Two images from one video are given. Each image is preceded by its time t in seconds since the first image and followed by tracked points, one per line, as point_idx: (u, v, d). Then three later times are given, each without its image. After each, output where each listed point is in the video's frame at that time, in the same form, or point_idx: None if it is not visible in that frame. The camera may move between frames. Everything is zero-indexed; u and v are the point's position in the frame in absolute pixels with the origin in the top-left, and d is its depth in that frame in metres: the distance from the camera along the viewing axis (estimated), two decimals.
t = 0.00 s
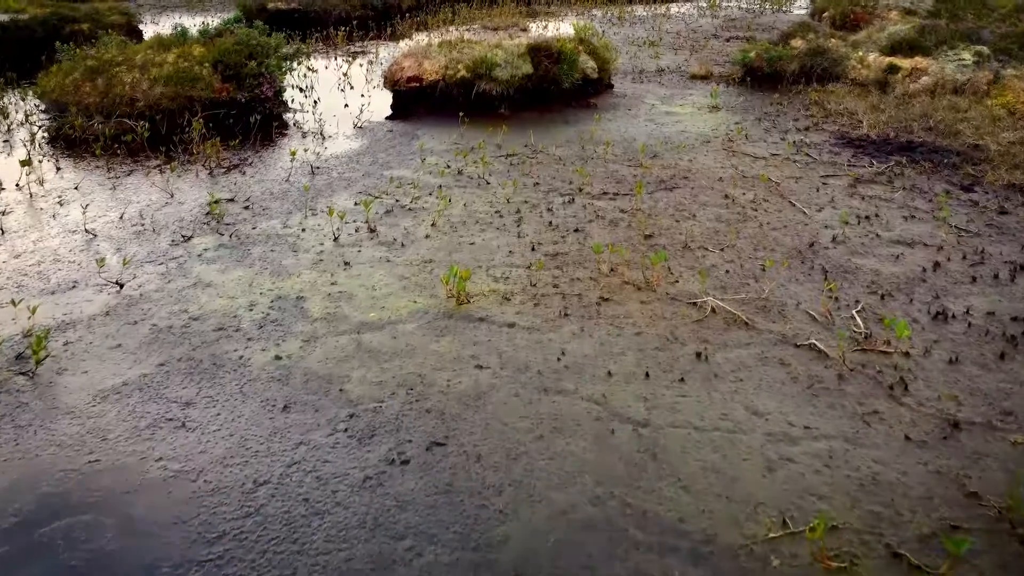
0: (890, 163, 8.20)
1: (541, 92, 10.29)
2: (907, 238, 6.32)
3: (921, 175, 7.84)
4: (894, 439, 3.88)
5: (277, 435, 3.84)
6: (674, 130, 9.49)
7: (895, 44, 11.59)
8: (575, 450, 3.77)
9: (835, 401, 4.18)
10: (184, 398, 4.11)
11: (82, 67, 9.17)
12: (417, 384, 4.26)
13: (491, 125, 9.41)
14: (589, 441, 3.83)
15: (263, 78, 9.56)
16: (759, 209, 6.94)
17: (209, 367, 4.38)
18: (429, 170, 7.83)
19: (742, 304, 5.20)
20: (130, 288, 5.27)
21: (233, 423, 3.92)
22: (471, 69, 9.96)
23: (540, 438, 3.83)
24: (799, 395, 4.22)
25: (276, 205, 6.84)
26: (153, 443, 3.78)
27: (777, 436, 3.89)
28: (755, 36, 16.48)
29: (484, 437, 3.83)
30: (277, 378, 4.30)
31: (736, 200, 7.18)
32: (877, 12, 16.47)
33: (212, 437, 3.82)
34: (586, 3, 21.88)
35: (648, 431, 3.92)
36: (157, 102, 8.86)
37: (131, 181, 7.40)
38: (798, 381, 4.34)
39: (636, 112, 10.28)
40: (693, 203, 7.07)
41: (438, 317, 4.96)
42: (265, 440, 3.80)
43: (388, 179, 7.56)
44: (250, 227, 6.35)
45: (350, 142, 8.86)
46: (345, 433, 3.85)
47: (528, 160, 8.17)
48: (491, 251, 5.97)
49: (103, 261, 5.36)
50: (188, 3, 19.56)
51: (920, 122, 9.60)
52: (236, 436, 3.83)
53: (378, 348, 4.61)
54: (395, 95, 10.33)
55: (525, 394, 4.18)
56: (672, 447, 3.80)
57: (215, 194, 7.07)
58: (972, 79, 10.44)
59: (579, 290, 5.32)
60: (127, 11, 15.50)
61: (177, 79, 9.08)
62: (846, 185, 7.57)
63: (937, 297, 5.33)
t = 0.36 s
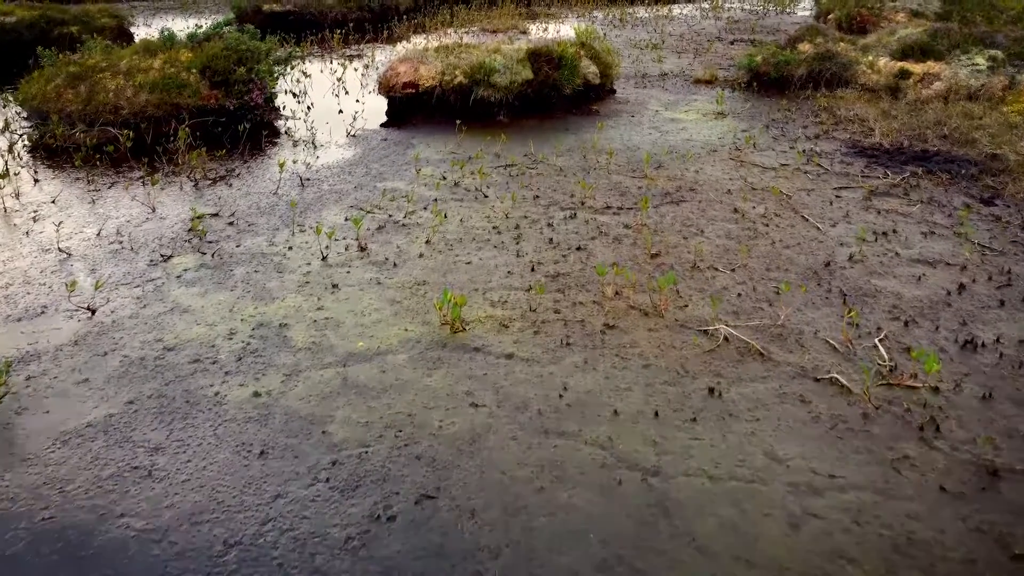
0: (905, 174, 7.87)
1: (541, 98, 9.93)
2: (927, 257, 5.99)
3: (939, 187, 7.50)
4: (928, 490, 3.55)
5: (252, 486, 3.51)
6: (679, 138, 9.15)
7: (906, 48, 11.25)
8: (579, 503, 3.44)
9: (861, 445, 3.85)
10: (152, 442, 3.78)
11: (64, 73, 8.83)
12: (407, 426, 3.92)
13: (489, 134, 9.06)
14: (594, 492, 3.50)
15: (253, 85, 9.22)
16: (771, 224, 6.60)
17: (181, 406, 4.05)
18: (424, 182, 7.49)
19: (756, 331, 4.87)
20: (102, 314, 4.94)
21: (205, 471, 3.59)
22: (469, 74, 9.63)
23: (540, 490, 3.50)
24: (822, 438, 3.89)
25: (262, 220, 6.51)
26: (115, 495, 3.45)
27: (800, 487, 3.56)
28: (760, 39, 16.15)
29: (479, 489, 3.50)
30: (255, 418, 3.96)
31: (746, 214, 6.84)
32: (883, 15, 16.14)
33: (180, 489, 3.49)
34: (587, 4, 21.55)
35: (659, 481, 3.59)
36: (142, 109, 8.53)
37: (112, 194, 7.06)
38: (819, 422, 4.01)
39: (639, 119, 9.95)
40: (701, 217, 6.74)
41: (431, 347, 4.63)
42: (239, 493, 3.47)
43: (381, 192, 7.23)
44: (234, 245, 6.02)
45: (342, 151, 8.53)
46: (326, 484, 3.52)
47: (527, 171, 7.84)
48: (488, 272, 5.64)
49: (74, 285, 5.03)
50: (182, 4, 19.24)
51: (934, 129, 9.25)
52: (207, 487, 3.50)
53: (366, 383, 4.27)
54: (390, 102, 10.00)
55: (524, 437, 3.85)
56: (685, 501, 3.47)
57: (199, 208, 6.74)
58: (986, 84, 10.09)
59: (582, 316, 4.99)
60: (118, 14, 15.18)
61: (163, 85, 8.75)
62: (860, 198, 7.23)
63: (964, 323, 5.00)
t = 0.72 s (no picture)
0: (922, 187, 7.53)
1: (541, 106, 9.58)
2: (951, 279, 5.64)
3: (958, 201, 7.16)
4: (968, 556, 3.21)
5: (219, 552, 3.17)
6: (684, 148, 8.81)
7: (918, 54, 10.91)
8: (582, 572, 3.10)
9: (891, 500, 3.51)
10: (112, 498, 3.44)
11: (44, 81, 8.47)
12: (393, 478, 3.58)
13: (487, 144, 8.72)
14: (599, 559, 3.16)
15: (241, 93, 8.89)
16: (783, 242, 6.26)
17: (146, 454, 3.71)
18: (418, 196, 7.15)
19: (771, 365, 4.52)
20: (68, 346, 4.61)
21: (168, 534, 3.25)
22: (466, 82, 9.29)
23: (539, 557, 3.16)
24: (848, 492, 3.55)
25: (245, 239, 6.17)
26: (66, 564, 3.11)
27: (826, 552, 3.22)
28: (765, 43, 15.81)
29: (471, 555, 3.16)
30: (227, 469, 3.62)
31: (756, 231, 6.50)
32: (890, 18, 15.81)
33: (139, 555, 3.15)
34: (587, 6, 21.22)
35: (670, 544, 3.25)
36: (125, 119, 8.18)
37: (90, 209, 6.72)
38: (845, 472, 3.67)
39: (642, 128, 9.60)
40: (709, 235, 6.39)
41: (422, 384, 4.28)
42: (204, 561, 3.13)
43: (373, 207, 6.89)
44: (214, 267, 5.68)
45: (333, 162, 8.20)
46: (301, 550, 3.18)
47: (527, 184, 7.49)
48: (484, 296, 5.30)
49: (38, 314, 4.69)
50: (176, 7, 18.93)
51: (949, 138, 8.91)
52: (169, 553, 3.16)
53: (349, 427, 3.93)
54: (384, 110, 9.68)
55: (522, 492, 3.51)
56: (700, 569, 3.13)
57: (179, 226, 6.40)
58: (1002, 91, 9.75)
59: (584, 348, 4.64)
60: (108, 17, 14.85)
61: (147, 94, 8.40)
62: (876, 214, 6.89)
63: (995, 355, 4.66)
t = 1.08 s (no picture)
0: (940, 201, 7.19)
1: (541, 114, 9.23)
2: (977, 304, 5.30)
3: (979, 217, 6.82)
4: None
5: None
6: (689, 158, 8.46)
7: (931, 59, 10.56)
8: None
9: (928, 566, 3.16)
10: (63, 566, 3.10)
11: (21, 89, 8.10)
12: (376, 540, 3.24)
13: (485, 154, 8.38)
14: None
15: (228, 101, 8.55)
16: (797, 262, 5.91)
17: (104, 513, 3.37)
18: (412, 211, 6.81)
19: (790, 403, 4.17)
20: (28, 383, 4.26)
21: None
22: (463, 89, 8.94)
23: None
24: (880, 556, 3.20)
25: (227, 259, 5.83)
26: None
27: None
28: (769, 47, 15.49)
29: None
30: (193, 530, 3.28)
31: (768, 249, 6.15)
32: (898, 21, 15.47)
33: None
34: (588, 7, 20.90)
35: None
36: (106, 129, 7.81)
37: (64, 226, 6.37)
38: (875, 532, 3.33)
39: (646, 137, 9.25)
40: (718, 254, 6.04)
41: (410, 427, 3.93)
42: None
43: (364, 223, 6.54)
44: (192, 291, 5.33)
45: (323, 173, 7.85)
46: None
47: (526, 198, 7.14)
48: (480, 324, 4.95)
49: None
50: (168, 9, 18.57)
51: (966, 147, 8.56)
52: None
53: (330, 478, 3.58)
54: (378, 118, 9.33)
55: (519, 557, 3.16)
56: None
57: (158, 245, 6.05)
58: (1019, 98, 9.40)
59: (587, 385, 4.29)
60: (96, 19, 14.48)
61: (130, 102, 8.04)
62: (893, 231, 6.55)
63: None
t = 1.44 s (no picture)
0: (961, 217, 6.81)
1: (540, 123, 8.85)
2: (1009, 334, 4.92)
3: (1004, 234, 6.44)
4: None
5: None
6: (696, 170, 8.09)
7: (945, 64, 10.19)
8: None
9: None
10: None
11: None
12: None
13: (481, 166, 8.00)
14: None
15: (213, 109, 8.18)
16: (813, 286, 5.53)
17: None
18: (403, 228, 6.43)
19: (813, 452, 3.79)
20: None
21: None
22: (458, 97, 8.57)
23: None
24: None
25: (203, 283, 5.45)
26: None
27: None
28: (774, 50, 15.13)
29: None
30: None
31: (783, 271, 5.76)
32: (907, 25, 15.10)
33: None
34: (589, 9, 20.52)
35: None
36: (83, 139, 7.41)
37: (34, 245, 5.99)
38: None
39: (649, 146, 8.88)
40: (729, 277, 5.67)
41: (395, 482, 3.56)
42: None
43: (352, 243, 6.17)
44: (164, 320, 4.95)
45: (311, 186, 7.48)
46: None
47: (524, 214, 6.76)
48: (473, 358, 4.57)
49: None
50: (161, 12, 18.23)
51: (986, 158, 8.18)
52: None
53: (304, 545, 3.21)
54: (371, 126, 8.96)
55: None
56: None
57: (131, 267, 5.68)
58: None
59: (590, 430, 3.91)
60: (84, 22, 14.11)
61: (108, 111, 7.65)
62: (914, 250, 6.17)
63: None
